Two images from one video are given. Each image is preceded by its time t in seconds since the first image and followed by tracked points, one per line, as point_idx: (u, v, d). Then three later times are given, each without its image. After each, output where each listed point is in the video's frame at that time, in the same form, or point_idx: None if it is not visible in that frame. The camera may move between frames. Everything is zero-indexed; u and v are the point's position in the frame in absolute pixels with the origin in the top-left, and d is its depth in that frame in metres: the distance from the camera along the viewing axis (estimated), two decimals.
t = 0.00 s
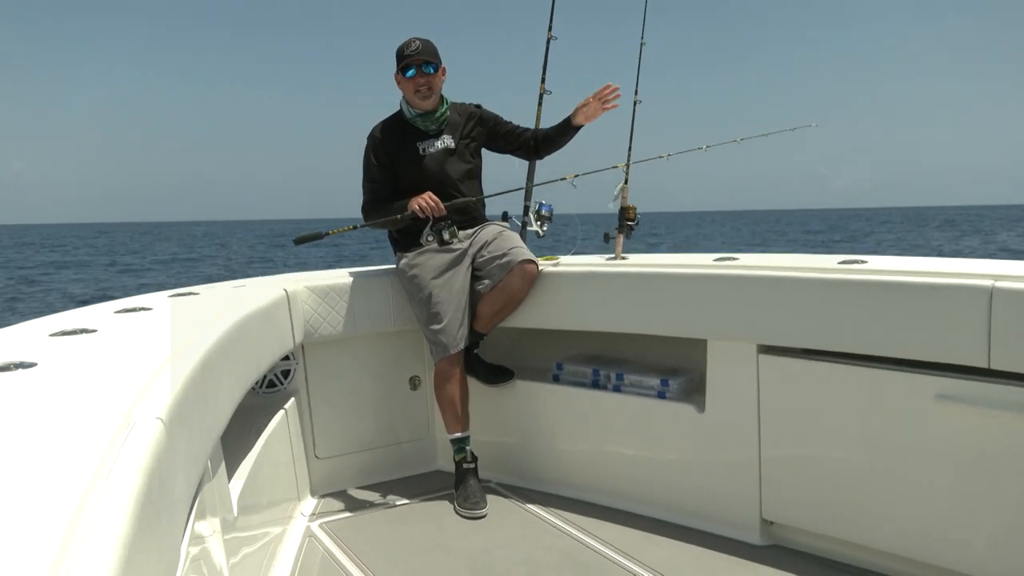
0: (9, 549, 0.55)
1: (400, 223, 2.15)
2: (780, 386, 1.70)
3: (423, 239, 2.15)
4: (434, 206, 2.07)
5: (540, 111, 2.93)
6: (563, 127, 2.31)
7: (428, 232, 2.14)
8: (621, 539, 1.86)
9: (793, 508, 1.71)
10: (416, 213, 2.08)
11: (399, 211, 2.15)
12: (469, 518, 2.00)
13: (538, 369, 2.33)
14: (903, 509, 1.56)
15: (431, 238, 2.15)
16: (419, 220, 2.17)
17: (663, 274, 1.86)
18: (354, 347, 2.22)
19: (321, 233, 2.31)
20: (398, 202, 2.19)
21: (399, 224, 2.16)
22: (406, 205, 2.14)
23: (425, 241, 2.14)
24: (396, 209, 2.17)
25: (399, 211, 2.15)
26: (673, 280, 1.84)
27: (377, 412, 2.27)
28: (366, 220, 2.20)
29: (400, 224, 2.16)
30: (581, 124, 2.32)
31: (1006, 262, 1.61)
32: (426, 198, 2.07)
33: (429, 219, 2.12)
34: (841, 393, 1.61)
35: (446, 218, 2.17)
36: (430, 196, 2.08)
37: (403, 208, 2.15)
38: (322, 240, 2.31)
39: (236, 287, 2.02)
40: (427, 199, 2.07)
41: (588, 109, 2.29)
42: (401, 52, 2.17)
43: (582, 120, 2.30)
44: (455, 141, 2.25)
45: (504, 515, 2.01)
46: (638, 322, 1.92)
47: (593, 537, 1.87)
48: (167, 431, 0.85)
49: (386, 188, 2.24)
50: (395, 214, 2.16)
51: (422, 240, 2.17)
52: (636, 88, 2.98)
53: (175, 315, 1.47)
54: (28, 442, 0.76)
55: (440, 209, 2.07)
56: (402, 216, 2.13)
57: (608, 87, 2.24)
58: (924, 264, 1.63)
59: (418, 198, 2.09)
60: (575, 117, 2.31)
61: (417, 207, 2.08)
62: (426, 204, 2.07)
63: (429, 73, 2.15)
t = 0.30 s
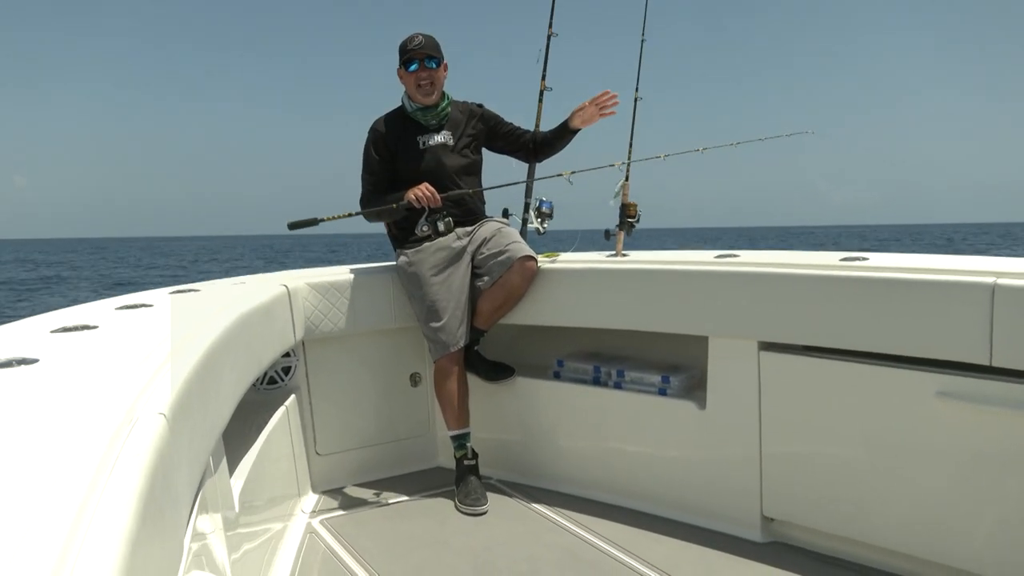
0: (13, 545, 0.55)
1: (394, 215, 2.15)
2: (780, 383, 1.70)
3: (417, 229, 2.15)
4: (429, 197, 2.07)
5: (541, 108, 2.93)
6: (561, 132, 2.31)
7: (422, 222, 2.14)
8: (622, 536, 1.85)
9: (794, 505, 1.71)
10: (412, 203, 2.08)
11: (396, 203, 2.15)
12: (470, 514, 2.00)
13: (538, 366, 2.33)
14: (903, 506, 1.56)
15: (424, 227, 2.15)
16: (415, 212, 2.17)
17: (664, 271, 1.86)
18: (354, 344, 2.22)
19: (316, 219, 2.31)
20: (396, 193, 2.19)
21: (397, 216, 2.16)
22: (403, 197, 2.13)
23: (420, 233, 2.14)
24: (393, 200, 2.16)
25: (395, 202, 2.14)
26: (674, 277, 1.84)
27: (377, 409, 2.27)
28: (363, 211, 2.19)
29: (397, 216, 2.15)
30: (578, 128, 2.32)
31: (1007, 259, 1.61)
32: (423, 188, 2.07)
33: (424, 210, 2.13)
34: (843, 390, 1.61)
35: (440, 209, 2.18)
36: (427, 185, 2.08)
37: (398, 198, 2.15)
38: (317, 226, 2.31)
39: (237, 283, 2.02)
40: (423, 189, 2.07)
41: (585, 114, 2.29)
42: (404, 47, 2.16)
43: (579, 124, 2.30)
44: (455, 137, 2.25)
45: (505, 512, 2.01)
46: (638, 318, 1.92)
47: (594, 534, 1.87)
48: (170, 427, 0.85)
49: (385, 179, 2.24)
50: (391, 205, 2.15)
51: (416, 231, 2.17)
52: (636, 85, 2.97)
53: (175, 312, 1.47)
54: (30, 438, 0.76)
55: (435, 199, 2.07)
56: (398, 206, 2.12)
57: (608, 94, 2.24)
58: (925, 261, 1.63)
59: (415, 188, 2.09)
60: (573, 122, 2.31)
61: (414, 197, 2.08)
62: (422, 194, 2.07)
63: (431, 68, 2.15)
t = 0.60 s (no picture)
0: (12, 532, 0.55)
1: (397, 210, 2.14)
2: (781, 386, 1.70)
3: (421, 220, 2.14)
4: (433, 187, 2.07)
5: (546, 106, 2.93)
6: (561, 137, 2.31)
7: (426, 214, 2.13)
8: (620, 536, 1.85)
9: (793, 509, 1.71)
10: (415, 195, 2.07)
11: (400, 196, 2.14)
12: (468, 511, 2.00)
13: (539, 364, 2.33)
14: (902, 511, 1.56)
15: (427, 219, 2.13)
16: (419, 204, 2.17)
17: (667, 271, 1.86)
18: (355, 339, 2.22)
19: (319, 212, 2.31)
20: (400, 187, 2.19)
21: (401, 210, 2.16)
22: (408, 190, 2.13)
23: (425, 224, 2.13)
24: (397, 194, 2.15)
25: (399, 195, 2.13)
26: (677, 278, 1.83)
27: (377, 404, 2.27)
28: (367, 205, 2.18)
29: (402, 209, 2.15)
30: (579, 132, 2.32)
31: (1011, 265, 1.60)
32: (427, 180, 2.07)
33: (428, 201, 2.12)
34: (843, 394, 1.61)
35: (444, 200, 2.17)
36: (432, 178, 2.08)
37: (402, 191, 2.15)
38: (321, 219, 2.31)
39: (239, 276, 2.01)
40: (426, 181, 2.07)
41: (586, 119, 2.28)
42: (412, 44, 2.16)
43: (580, 129, 2.30)
44: (461, 134, 2.26)
45: (503, 510, 2.01)
46: (640, 318, 1.92)
47: (592, 533, 1.87)
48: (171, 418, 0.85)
49: (390, 172, 2.23)
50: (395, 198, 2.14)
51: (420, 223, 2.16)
52: (643, 85, 2.97)
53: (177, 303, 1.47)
54: (30, 426, 0.76)
55: (439, 190, 2.07)
56: (402, 198, 2.11)
57: (608, 101, 2.24)
58: (929, 266, 1.62)
59: (419, 180, 2.08)
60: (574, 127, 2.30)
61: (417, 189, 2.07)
62: (425, 186, 2.07)
63: (439, 67, 2.15)
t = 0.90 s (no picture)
0: (7, 528, 0.55)
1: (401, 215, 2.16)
2: (779, 400, 1.70)
3: (426, 225, 2.15)
4: (437, 192, 2.07)
5: (550, 113, 2.94)
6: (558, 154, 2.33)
7: (430, 219, 2.15)
8: (614, 545, 1.85)
9: (788, 523, 1.70)
10: (419, 200, 2.07)
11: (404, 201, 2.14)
12: (462, 517, 1.99)
13: (537, 372, 2.33)
14: (897, 528, 1.55)
15: (433, 224, 2.15)
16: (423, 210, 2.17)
17: (667, 282, 1.86)
18: (354, 341, 2.22)
19: (326, 222, 2.32)
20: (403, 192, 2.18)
21: (404, 216, 2.17)
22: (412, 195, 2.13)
23: (429, 229, 2.14)
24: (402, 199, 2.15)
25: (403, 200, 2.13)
26: (677, 289, 1.84)
27: (375, 408, 2.27)
28: (371, 211, 2.18)
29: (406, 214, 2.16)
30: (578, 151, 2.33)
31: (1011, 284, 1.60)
32: (430, 185, 2.07)
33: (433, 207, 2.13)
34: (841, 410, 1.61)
35: (450, 205, 2.18)
36: (434, 183, 2.07)
37: (406, 196, 2.14)
38: (327, 229, 2.32)
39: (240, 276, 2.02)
40: (431, 185, 2.07)
41: (581, 137, 2.29)
42: (422, 51, 2.16)
43: (575, 147, 2.30)
44: (465, 140, 2.27)
45: (498, 517, 2.00)
46: (640, 328, 1.91)
47: (586, 542, 1.87)
48: (167, 418, 0.85)
49: (394, 177, 2.22)
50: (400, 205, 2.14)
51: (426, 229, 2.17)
52: (648, 94, 2.98)
53: (176, 302, 1.47)
54: (27, 422, 0.75)
55: (442, 196, 2.06)
56: (406, 204, 2.11)
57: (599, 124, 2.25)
58: (929, 283, 1.63)
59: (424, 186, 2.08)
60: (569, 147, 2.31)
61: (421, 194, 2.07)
62: (429, 191, 2.06)
63: (449, 76, 2.16)
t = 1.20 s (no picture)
0: (5, 527, 0.55)
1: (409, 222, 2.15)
2: (779, 409, 1.70)
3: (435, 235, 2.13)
4: (445, 202, 2.08)
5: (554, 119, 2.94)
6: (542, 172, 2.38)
7: (440, 228, 2.13)
8: (613, 552, 1.85)
9: (788, 532, 1.70)
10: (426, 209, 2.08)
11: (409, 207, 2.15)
12: (462, 522, 1.99)
13: (538, 377, 2.33)
14: (897, 539, 1.55)
15: (442, 233, 2.13)
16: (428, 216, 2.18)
17: (668, 290, 1.86)
18: (356, 345, 2.22)
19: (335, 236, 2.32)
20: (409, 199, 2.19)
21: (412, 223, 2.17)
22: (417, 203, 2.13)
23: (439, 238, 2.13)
24: (409, 205, 2.15)
25: (410, 208, 2.14)
26: (678, 297, 1.84)
27: (375, 412, 2.27)
28: (379, 220, 2.20)
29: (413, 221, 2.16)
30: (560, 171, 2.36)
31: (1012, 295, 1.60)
32: (438, 194, 2.08)
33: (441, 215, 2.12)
34: (841, 419, 1.61)
35: (457, 213, 2.18)
36: (439, 192, 2.08)
37: (412, 203, 2.15)
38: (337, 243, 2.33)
39: (243, 279, 2.02)
40: (438, 195, 2.08)
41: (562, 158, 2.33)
42: (447, 55, 2.17)
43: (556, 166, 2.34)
44: (471, 146, 2.30)
45: (497, 522, 2.00)
46: (641, 335, 1.92)
47: (585, 549, 1.86)
48: (167, 420, 0.85)
49: (400, 184, 2.23)
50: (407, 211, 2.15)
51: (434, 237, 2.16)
52: (652, 101, 2.99)
53: (178, 304, 1.47)
54: (27, 423, 0.76)
55: (450, 205, 2.07)
56: (415, 212, 2.12)
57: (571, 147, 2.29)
58: (930, 294, 1.62)
59: (432, 195, 2.09)
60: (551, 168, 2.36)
61: (429, 203, 2.08)
62: (438, 200, 2.07)
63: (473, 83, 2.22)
